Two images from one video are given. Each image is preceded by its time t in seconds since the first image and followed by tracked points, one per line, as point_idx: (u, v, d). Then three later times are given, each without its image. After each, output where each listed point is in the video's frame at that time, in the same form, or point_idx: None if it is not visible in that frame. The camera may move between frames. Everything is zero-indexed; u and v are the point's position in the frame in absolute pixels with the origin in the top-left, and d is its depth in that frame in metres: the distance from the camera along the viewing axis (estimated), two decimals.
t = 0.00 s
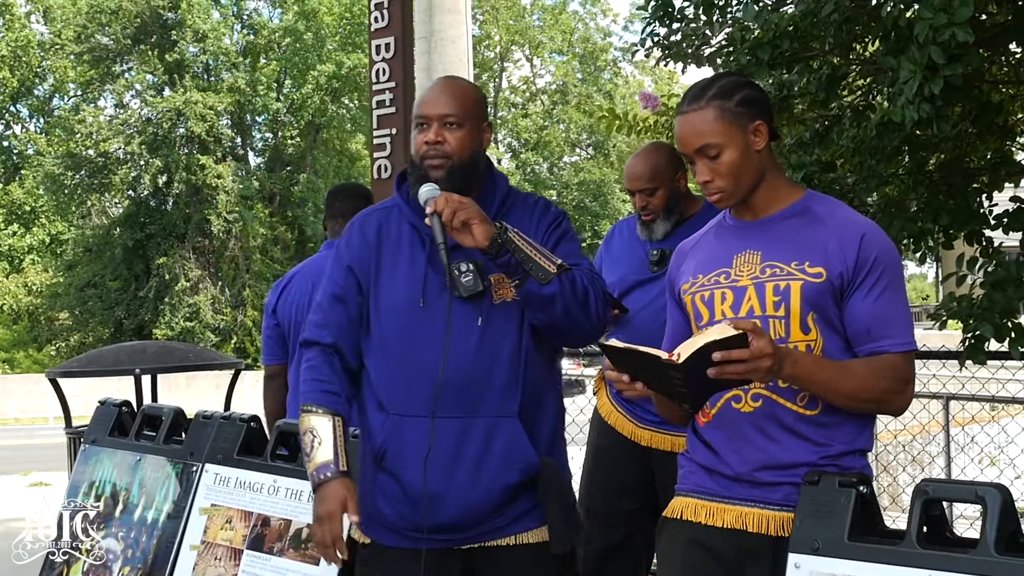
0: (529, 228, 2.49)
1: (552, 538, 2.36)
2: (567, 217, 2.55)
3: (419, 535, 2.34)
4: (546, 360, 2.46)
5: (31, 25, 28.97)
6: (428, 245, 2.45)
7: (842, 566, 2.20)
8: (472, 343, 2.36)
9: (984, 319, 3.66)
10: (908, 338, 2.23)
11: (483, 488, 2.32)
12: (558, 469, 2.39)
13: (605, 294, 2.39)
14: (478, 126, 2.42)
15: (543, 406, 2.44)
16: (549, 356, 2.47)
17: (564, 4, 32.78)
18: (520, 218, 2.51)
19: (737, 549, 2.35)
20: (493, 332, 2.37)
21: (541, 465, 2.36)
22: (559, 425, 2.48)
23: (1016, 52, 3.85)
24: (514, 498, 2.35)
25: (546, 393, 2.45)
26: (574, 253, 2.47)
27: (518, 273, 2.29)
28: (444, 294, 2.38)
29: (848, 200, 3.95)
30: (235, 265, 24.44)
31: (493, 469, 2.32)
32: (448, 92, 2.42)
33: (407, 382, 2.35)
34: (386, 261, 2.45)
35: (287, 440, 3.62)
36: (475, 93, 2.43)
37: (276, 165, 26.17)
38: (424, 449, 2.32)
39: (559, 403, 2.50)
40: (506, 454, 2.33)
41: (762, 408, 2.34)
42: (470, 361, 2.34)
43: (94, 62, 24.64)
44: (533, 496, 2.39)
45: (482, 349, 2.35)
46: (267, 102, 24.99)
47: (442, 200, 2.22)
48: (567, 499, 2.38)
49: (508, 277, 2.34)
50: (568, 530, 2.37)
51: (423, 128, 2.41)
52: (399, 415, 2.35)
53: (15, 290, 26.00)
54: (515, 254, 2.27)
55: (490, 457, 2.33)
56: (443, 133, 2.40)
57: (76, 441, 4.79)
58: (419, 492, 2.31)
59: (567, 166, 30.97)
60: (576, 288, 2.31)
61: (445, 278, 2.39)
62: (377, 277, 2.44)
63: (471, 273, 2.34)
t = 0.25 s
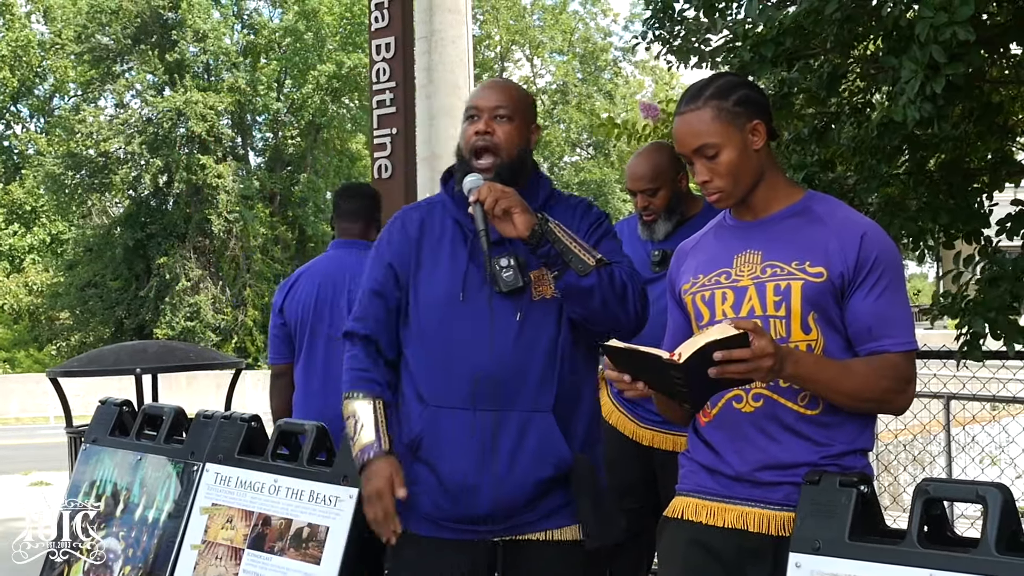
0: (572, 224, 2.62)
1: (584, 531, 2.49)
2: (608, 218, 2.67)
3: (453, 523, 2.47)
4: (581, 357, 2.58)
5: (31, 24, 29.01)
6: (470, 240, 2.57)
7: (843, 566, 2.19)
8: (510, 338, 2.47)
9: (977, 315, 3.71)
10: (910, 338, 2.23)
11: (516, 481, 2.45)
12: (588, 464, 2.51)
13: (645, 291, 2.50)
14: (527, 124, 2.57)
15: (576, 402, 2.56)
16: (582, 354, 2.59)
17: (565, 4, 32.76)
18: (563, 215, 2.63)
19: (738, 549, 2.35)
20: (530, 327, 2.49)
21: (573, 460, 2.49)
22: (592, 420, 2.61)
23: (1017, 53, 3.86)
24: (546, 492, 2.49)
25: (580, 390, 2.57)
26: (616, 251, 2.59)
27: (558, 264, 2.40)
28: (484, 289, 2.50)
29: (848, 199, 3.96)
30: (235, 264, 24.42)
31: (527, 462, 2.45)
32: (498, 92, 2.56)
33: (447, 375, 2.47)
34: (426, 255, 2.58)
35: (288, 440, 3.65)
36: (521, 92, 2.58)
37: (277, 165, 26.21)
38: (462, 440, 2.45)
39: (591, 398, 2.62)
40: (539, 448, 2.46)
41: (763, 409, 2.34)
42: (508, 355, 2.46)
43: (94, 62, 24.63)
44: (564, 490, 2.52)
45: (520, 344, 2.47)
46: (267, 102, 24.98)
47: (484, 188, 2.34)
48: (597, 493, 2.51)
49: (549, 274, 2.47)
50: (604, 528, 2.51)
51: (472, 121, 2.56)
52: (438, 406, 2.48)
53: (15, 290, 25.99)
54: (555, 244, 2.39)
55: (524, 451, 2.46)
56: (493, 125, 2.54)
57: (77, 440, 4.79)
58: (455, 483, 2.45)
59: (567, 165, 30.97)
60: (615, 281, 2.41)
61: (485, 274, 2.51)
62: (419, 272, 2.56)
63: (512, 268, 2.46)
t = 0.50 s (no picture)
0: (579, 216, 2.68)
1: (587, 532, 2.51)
2: (617, 214, 2.71)
3: (451, 516, 2.52)
4: (591, 356, 2.60)
5: (30, 25, 29.02)
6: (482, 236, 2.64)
7: (843, 567, 2.19)
8: (513, 331, 2.53)
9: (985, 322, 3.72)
10: (908, 340, 2.23)
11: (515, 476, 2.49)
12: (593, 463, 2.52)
13: (637, 281, 2.49)
14: (533, 124, 2.63)
15: (583, 401, 2.58)
16: (591, 351, 2.61)
17: (564, 4, 32.75)
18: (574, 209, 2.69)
19: (737, 551, 2.35)
20: (535, 323, 2.54)
21: (576, 456, 2.51)
22: (600, 420, 2.62)
23: (1016, 52, 3.87)
24: (548, 490, 2.51)
25: (588, 389, 2.59)
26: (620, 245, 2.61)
27: (551, 243, 2.42)
28: (491, 285, 2.57)
29: (848, 199, 3.96)
30: (235, 265, 24.42)
31: (528, 455, 2.49)
32: (510, 89, 2.64)
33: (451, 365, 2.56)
34: (437, 251, 2.66)
35: (286, 439, 3.63)
36: (527, 87, 2.66)
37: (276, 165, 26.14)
38: (464, 433, 2.52)
39: (602, 398, 2.63)
40: (542, 443, 2.50)
41: (762, 409, 2.34)
42: (510, 349, 2.52)
43: (94, 63, 24.65)
44: (568, 489, 2.54)
45: (523, 337, 2.53)
46: (266, 103, 24.99)
47: (481, 166, 2.42)
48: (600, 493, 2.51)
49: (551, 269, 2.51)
50: (603, 526, 2.51)
51: (480, 119, 2.64)
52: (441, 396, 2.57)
53: (15, 290, 25.99)
54: (548, 223, 2.41)
55: (525, 445, 2.50)
56: (495, 123, 2.62)
57: (76, 441, 4.79)
58: (455, 476, 2.51)
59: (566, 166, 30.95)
60: (609, 268, 2.43)
61: (493, 271, 2.58)
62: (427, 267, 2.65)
63: (517, 264, 2.52)
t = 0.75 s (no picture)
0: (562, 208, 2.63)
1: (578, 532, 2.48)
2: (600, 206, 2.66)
3: (441, 521, 2.48)
4: (571, 355, 2.59)
5: (31, 24, 29.07)
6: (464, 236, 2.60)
7: (844, 567, 2.19)
8: (498, 331, 2.50)
9: (992, 327, 3.72)
10: (909, 339, 2.23)
11: (506, 477, 2.45)
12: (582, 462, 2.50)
13: (619, 268, 2.46)
14: (508, 121, 2.55)
15: (567, 399, 2.56)
16: (571, 350, 2.59)
17: (565, 4, 32.76)
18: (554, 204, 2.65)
19: (737, 550, 2.35)
20: (520, 323, 2.51)
21: (565, 456, 2.47)
22: (585, 421, 2.59)
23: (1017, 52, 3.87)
24: (537, 491, 2.48)
25: (571, 386, 2.57)
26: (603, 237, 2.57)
27: (527, 231, 2.41)
28: (475, 286, 2.53)
29: (849, 200, 3.96)
30: (235, 265, 24.42)
31: (517, 456, 2.45)
32: (488, 85, 2.57)
33: (436, 367, 2.52)
34: (418, 253, 2.63)
35: (286, 439, 3.63)
36: (507, 83, 2.59)
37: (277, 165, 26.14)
38: (451, 436, 2.48)
39: (586, 399, 2.61)
40: (530, 444, 2.46)
41: (762, 409, 2.34)
42: (496, 350, 2.49)
43: (94, 62, 24.65)
44: (557, 490, 2.50)
45: (508, 336, 2.50)
46: (267, 102, 25.00)
47: (455, 159, 2.40)
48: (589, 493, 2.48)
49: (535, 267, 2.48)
50: (594, 524, 2.48)
51: (457, 115, 2.58)
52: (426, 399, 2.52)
53: (15, 290, 25.99)
54: (524, 213, 2.40)
55: (513, 447, 2.46)
56: (470, 119, 2.55)
57: (77, 441, 4.79)
58: (443, 480, 2.46)
59: (567, 166, 30.96)
60: (588, 256, 2.40)
61: (477, 271, 2.54)
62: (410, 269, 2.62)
63: (501, 265, 2.49)
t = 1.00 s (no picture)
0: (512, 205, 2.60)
1: (535, 528, 2.49)
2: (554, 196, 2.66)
3: (402, 523, 2.51)
4: (523, 350, 2.59)
5: (32, 24, 29.05)
6: (417, 235, 2.60)
7: (844, 567, 2.19)
8: (451, 331, 2.50)
9: (988, 322, 3.67)
10: (910, 340, 2.23)
11: (461, 479, 2.46)
12: (537, 458, 2.51)
13: (564, 256, 2.39)
14: (457, 114, 2.53)
15: (521, 397, 2.57)
16: (523, 346, 2.60)
17: (565, 4, 32.79)
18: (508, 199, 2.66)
19: (737, 550, 2.35)
20: (472, 323, 2.51)
21: (520, 454, 2.49)
22: (542, 414, 2.61)
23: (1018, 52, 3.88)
24: (493, 489, 2.49)
25: (525, 382, 2.58)
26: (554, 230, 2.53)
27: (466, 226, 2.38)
28: (426, 287, 2.53)
29: (850, 201, 3.96)
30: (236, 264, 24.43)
31: (471, 457, 2.47)
32: (436, 80, 2.55)
33: (390, 371, 2.53)
34: (371, 255, 2.64)
35: (286, 439, 3.63)
36: (453, 77, 2.56)
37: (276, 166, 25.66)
38: (406, 439, 2.50)
39: (543, 392, 2.63)
40: (485, 445, 2.47)
41: (763, 409, 2.34)
42: (448, 351, 2.49)
43: (95, 62, 24.62)
44: (513, 486, 2.52)
45: (461, 336, 2.50)
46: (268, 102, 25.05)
47: (392, 158, 2.41)
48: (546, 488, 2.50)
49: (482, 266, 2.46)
50: (551, 519, 2.50)
51: (406, 111, 2.56)
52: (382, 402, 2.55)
53: (16, 289, 25.98)
54: (462, 206, 2.37)
55: (468, 450, 2.47)
56: (417, 117, 2.54)
57: (77, 440, 4.78)
58: (402, 483, 2.48)
59: (568, 166, 31.01)
60: (530, 244, 2.35)
61: (427, 272, 2.54)
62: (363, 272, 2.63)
63: (449, 264, 2.48)
